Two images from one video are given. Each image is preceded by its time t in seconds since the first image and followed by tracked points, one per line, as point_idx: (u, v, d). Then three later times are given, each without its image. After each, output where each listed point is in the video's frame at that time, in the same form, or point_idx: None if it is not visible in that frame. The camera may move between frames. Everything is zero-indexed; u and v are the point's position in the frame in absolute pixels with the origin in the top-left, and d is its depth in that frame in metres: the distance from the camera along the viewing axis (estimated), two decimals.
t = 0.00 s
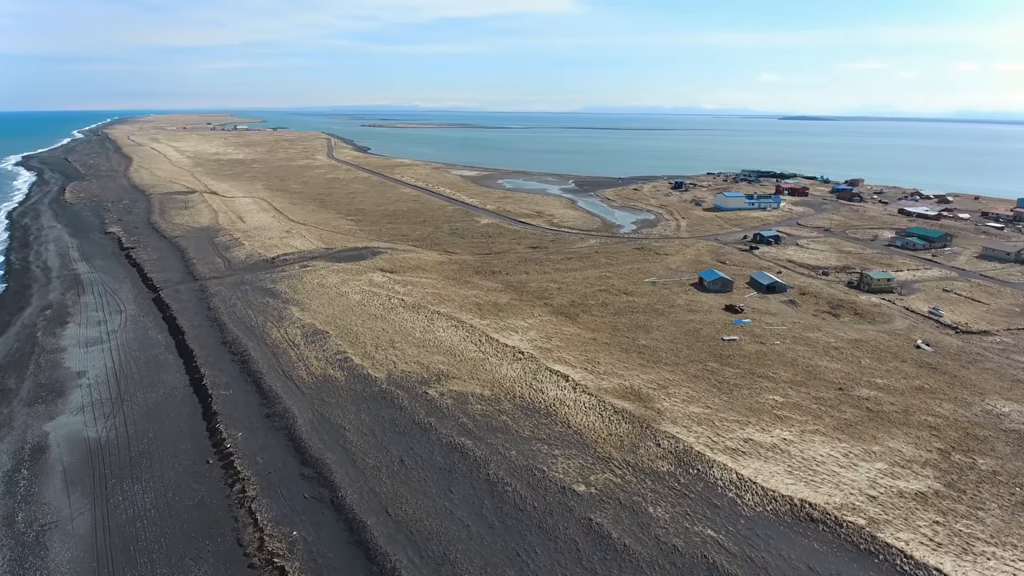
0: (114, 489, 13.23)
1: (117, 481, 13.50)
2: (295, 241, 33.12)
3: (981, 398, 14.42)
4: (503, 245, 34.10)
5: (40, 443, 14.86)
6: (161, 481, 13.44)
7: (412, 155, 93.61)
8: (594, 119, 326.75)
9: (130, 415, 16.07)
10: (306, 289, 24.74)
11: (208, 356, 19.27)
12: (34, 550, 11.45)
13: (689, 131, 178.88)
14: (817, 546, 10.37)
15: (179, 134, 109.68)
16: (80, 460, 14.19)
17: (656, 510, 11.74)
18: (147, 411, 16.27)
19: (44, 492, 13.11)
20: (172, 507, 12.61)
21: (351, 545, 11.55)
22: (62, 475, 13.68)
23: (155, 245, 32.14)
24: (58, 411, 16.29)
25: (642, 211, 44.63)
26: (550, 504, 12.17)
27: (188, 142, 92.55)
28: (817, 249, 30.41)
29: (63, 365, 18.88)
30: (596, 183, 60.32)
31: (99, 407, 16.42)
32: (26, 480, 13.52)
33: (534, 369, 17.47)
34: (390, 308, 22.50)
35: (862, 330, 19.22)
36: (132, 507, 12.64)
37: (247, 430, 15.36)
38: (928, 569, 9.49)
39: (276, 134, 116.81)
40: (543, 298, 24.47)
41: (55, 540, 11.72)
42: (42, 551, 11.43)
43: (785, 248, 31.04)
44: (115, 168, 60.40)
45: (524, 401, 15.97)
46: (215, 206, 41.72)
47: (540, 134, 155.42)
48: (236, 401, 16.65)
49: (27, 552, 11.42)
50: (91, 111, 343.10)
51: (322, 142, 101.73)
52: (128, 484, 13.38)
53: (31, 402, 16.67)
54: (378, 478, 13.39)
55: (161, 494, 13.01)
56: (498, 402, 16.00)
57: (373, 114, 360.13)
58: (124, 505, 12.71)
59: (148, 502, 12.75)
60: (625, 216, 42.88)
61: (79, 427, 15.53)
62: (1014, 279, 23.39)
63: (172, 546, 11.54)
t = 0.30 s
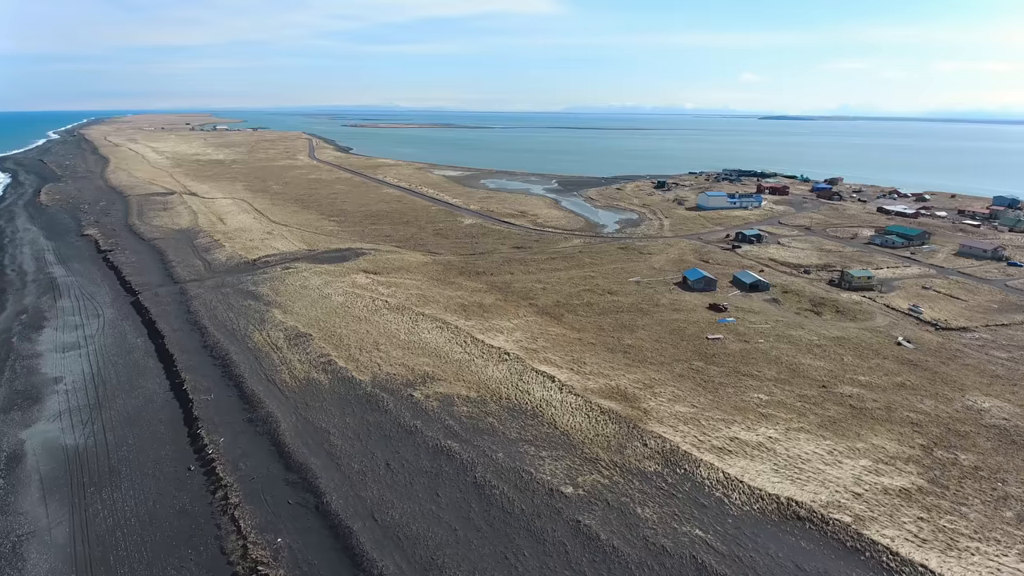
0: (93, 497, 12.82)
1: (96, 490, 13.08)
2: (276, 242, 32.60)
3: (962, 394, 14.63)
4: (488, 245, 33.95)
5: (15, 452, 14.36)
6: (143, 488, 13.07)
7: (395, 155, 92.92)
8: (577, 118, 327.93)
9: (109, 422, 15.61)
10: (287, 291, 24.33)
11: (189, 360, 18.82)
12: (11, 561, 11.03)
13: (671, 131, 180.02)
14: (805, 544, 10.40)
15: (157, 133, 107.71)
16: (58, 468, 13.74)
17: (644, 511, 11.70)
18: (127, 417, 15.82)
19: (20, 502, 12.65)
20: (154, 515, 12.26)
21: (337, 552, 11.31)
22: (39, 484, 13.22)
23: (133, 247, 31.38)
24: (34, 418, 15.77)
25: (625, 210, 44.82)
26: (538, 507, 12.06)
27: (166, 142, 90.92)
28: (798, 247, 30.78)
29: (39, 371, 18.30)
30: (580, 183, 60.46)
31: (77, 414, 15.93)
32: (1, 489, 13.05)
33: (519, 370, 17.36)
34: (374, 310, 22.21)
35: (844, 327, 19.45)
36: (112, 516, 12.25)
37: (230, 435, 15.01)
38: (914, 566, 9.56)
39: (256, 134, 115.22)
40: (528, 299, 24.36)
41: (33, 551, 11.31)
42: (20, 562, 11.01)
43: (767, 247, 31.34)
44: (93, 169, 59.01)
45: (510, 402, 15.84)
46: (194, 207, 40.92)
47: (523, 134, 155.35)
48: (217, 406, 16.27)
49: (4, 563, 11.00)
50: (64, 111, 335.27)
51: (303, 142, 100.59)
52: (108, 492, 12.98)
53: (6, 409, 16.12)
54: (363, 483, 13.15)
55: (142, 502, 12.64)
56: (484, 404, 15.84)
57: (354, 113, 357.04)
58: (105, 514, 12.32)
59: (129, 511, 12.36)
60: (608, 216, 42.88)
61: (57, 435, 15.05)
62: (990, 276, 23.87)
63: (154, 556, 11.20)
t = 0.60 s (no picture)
0: (72, 506, 12.43)
1: (75, 498, 12.68)
2: (259, 244, 32.08)
3: (943, 390, 14.81)
4: (473, 245, 33.78)
5: None
6: (124, 495, 12.70)
7: (378, 155, 92.18)
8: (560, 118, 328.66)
9: (88, 428, 15.15)
10: (270, 293, 23.90)
11: (170, 364, 18.37)
12: None
13: (653, 130, 181.34)
14: (792, 543, 10.42)
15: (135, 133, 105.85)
16: (35, 477, 13.30)
17: (632, 512, 11.65)
18: (106, 422, 15.37)
19: None
20: (135, 523, 11.91)
21: (323, 558, 11.09)
22: (15, 493, 12.78)
23: (112, 249, 30.67)
24: (10, 425, 15.27)
25: (610, 210, 44.95)
26: (526, 509, 11.95)
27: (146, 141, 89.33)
28: (781, 246, 31.10)
29: (14, 376, 17.74)
30: (565, 182, 60.52)
31: (54, 421, 15.45)
32: None
33: (506, 371, 17.24)
34: (359, 312, 21.90)
35: (827, 325, 19.65)
36: (92, 524, 11.87)
37: (212, 441, 14.66)
38: (900, 563, 9.62)
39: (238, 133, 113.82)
40: (513, 299, 24.24)
41: (10, 561, 10.92)
42: None
43: (749, 246, 31.61)
44: (70, 170, 57.73)
45: (496, 403, 15.72)
46: (175, 208, 40.14)
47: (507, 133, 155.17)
48: (199, 411, 15.89)
49: None
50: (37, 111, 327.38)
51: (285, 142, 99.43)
52: (88, 500, 12.59)
53: None
54: (349, 488, 12.92)
55: (123, 510, 12.28)
56: (470, 405, 15.69)
57: (337, 113, 354.22)
58: (84, 523, 11.94)
59: (109, 519, 11.99)
60: (591, 216, 42.83)
61: (34, 442, 14.58)
62: (968, 273, 24.30)
63: (136, 565, 10.88)
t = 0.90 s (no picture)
0: (50, 515, 12.02)
1: (52, 507, 12.27)
2: (241, 246, 31.56)
3: (925, 387, 15.01)
4: (458, 246, 33.60)
5: None
6: (103, 504, 12.32)
7: (361, 155, 91.40)
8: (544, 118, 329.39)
9: (66, 435, 14.69)
10: (253, 295, 23.49)
11: (150, 369, 17.92)
12: None
13: (637, 130, 182.32)
14: (780, 542, 10.44)
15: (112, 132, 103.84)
16: (11, 486, 12.85)
17: (621, 513, 11.59)
18: (85, 429, 14.92)
19: None
20: (114, 532, 11.55)
21: (308, 566, 10.86)
22: None
23: (90, 251, 29.95)
24: None
25: (594, 210, 45.08)
26: (514, 512, 11.83)
27: (124, 142, 87.67)
28: (763, 244, 31.40)
29: None
30: (549, 182, 60.56)
31: (31, 428, 14.96)
32: None
33: (492, 373, 17.10)
34: (343, 314, 21.60)
35: (810, 323, 19.85)
36: (71, 534, 11.50)
37: (193, 447, 14.30)
38: (886, 560, 9.67)
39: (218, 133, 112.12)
40: (499, 300, 24.12)
41: None
42: None
43: (733, 245, 31.85)
44: (46, 171, 56.41)
45: (483, 405, 15.57)
46: (154, 210, 39.37)
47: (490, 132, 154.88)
48: (180, 417, 15.50)
49: None
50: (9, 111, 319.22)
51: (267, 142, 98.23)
52: (66, 509, 12.19)
53: None
54: (335, 493, 12.69)
55: (102, 519, 11.91)
56: (457, 407, 15.53)
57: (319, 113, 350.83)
58: (62, 533, 11.56)
59: (88, 529, 11.63)
60: (575, 216, 42.82)
61: (9, 450, 14.09)
62: (947, 271, 24.74)
63: None
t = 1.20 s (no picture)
0: (27, 525, 11.63)
1: (29, 516, 11.87)
2: (222, 247, 31.02)
3: (908, 383, 15.20)
4: (443, 246, 33.37)
5: None
6: (83, 513, 11.96)
7: (345, 155, 90.53)
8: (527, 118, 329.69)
9: (44, 442, 14.25)
10: (235, 297, 23.04)
11: (130, 374, 17.46)
12: None
13: (620, 130, 183.25)
14: (768, 541, 10.46)
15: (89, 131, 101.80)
16: None
17: (610, 515, 11.53)
18: (63, 436, 14.49)
19: None
20: (94, 542, 11.21)
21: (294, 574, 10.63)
22: None
23: (67, 254, 29.22)
24: None
25: (579, 209, 45.14)
26: (503, 515, 11.71)
27: (101, 142, 85.98)
28: (747, 243, 31.68)
29: None
30: (534, 182, 60.52)
31: (6, 435, 14.48)
32: None
33: (479, 374, 16.95)
34: (327, 316, 21.29)
35: (794, 321, 20.03)
36: (49, 544, 11.13)
37: (176, 453, 13.96)
38: (874, 558, 9.71)
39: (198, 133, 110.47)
40: (485, 300, 23.96)
41: None
42: None
43: (717, 244, 32.06)
44: (20, 172, 54.99)
45: (470, 407, 15.42)
46: (133, 211, 38.56)
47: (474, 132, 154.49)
48: (161, 422, 15.12)
49: None
50: None
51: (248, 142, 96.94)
52: (44, 518, 11.81)
53: None
54: (321, 499, 12.44)
55: (82, 528, 11.57)
56: (444, 410, 15.36)
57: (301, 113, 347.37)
58: (40, 543, 11.18)
59: (67, 538, 11.28)
60: (560, 216, 42.77)
61: None
62: (926, 268, 25.16)
63: None
